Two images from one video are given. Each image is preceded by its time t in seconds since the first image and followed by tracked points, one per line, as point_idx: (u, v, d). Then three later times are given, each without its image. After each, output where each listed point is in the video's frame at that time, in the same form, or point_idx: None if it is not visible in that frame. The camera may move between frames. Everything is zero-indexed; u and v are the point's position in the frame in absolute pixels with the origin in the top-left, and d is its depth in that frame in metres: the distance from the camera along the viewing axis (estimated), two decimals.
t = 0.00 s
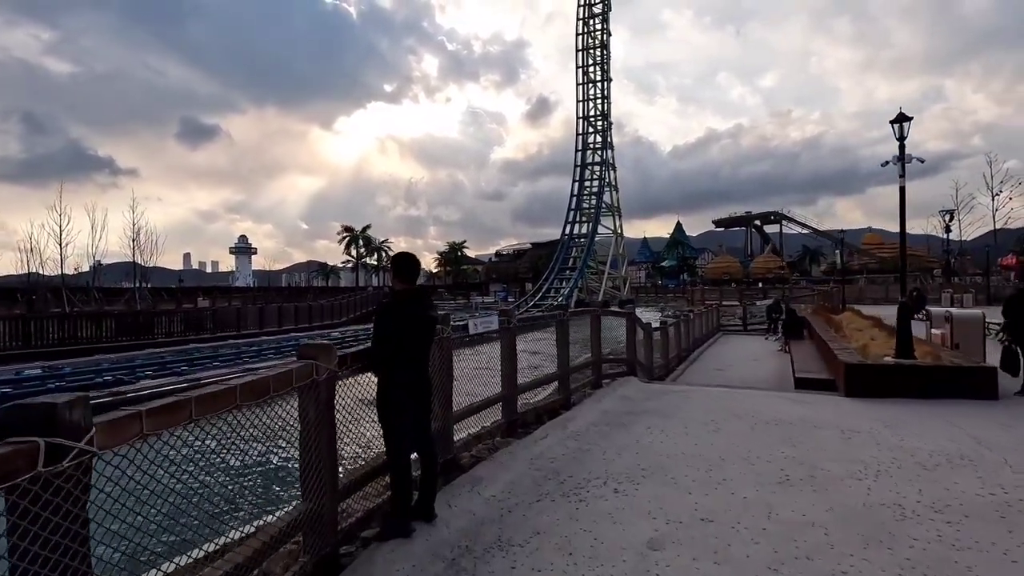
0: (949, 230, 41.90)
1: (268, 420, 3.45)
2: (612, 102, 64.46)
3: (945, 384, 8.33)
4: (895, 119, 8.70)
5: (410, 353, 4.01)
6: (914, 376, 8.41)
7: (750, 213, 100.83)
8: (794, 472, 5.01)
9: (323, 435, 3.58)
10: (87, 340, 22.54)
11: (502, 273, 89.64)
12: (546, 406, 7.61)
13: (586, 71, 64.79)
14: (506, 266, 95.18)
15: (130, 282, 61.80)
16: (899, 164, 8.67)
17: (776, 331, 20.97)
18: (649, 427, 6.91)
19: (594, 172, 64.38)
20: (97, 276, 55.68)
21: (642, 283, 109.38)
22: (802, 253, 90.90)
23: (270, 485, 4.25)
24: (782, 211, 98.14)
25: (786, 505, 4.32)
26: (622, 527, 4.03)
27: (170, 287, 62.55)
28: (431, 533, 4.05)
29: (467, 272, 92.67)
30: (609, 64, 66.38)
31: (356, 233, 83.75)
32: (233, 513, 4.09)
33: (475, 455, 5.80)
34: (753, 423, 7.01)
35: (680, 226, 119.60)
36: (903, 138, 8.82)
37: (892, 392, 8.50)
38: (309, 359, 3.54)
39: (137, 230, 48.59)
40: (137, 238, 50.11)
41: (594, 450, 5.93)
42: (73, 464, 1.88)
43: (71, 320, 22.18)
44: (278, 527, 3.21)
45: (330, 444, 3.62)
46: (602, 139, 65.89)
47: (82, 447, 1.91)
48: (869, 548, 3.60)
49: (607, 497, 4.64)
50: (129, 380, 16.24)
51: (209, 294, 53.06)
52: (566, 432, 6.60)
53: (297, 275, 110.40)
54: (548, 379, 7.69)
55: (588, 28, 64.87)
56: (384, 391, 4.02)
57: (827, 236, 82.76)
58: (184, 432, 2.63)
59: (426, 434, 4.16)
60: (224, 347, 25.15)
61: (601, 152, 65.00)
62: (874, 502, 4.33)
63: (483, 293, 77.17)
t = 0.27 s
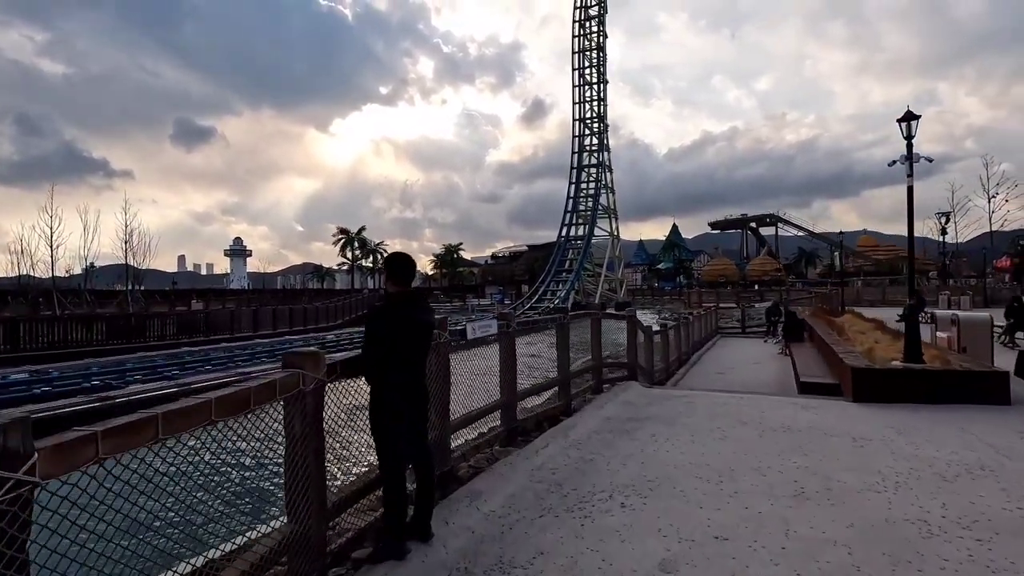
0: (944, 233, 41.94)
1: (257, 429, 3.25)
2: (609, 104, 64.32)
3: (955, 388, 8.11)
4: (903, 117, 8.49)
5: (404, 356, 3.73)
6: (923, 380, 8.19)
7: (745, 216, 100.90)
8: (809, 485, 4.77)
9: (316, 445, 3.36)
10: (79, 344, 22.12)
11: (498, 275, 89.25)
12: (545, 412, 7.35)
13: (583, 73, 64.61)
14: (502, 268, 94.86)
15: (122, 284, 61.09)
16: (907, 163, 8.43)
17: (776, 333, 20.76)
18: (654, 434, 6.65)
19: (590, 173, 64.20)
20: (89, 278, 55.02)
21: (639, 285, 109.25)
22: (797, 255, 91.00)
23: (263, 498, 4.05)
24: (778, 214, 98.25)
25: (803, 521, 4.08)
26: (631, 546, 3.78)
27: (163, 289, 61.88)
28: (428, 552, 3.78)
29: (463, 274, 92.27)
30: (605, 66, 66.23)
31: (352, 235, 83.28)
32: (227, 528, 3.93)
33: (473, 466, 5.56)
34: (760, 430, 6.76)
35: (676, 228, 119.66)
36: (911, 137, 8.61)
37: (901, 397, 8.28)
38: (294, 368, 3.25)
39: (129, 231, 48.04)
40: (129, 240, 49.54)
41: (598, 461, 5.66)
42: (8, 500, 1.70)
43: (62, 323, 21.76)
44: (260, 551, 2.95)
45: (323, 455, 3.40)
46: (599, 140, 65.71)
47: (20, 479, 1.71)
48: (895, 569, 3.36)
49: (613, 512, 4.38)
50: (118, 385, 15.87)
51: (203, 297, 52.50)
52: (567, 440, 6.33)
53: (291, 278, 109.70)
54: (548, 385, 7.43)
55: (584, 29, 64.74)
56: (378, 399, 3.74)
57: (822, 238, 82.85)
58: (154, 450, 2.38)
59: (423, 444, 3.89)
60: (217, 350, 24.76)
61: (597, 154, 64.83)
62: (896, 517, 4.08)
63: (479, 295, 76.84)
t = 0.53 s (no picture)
0: (940, 235, 42.05)
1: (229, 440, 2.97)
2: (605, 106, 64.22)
3: (964, 392, 7.89)
4: (909, 114, 8.29)
5: (392, 356, 3.45)
6: (931, 383, 7.97)
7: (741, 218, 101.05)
8: (823, 496, 4.52)
9: (300, 454, 3.10)
10: (69, 346, 21.72)
11: (494, 277, 88.92)
12: (543, 417, 7.09)
13: (579, 75, 64.50)
14: (498, 270, 94.57)
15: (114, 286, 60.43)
16: (913, 162, 8.24)
17: (774, 335, 20.57)
18: (656, 441, 6.39)
19: (586, 175, 64.06)
20: (81, 280, 54.39)
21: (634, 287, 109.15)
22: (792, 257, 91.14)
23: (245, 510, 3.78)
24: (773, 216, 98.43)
25: (819, 535, 3.83)
26: (638, 564, 3.50)
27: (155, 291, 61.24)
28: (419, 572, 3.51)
29: (459, 276, 91.91)
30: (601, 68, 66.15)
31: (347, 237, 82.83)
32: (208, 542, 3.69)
33: (468, 475, 5.30)
34: (767, 436, 6.50)
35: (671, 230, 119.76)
36: (917, 135, 8.41)
37: (908, 401, 8.05)
38: (271, 374, 2.96)
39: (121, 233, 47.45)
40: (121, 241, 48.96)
41: (599, 469, 5.40)
42: None
43: (51, 325, 21.36)
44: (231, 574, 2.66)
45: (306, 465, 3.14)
46: (595, 142, 65.59)
47: None
48: None
49: (616, 526, 4.11)
50: (107, 388, 15.53)
51: (196, 299, 51.95)
52: (566, 447, 6.06)
53: (286, 280, 109.02)
54: (546, 389, 7.16)
55: (580, 31, 64.68)
56: (365, 404, 3.45)
57: (818, 240, 83.01)
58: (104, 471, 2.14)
59: (414, 451, 3.60)
60: (209, 353, 24.38)
61: (594, 155, 64.70)
62: (919, 531, 3.85)
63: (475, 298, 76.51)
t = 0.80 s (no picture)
0: (936, 237, 42.06)
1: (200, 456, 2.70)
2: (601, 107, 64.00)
3: (975, 398, 7.67)
4: (917, 111, 8.08)
5: (381, 361, 3.18)
6: (940, 388, 7.76)
7: (737, 219, 101.15)
8: (839, 512, 4.28)
9: (279, 471, 2.83)
10: (59, 350, 21.35)
11: (490, 279, 88.50)
12: (542, 425, 6.85)
13: (575, 76, 64.25)
14: (494, 271, 94.28)
15: (106, 288, 59.74)
16: (922, 160, 8.03)
17: (773, 338, 20.35)
18: (660, 450, 6.12)
19: (583, 177, 63.85)
20: (73, 282, 53.74)
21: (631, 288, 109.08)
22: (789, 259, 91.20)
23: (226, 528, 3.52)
24: (769, 218, 98.55)
25: (838, 556, 3.59)
26: None
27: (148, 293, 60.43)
28: None
29: (455, 278, 91.55)
30: (598, 69, 65.95)
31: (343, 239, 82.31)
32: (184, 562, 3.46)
33: (464, 489, 5.03)
34: (775, 445, 6.25)
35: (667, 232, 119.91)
36: (925, 133, 8.20)
37: (917, 407, 7.83)
38: (247, 389, 2.69)
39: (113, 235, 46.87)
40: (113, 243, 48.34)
41: (601, 483, 5.12)
42: None
43: (40, 329, 20.96)
44: None
45: (287, 483, 2.87)
46: (592, 144, 65.39)
47: None
48: None
49: (622, 545, 3.86)
50: (95, 393, 15.17)
51: (189, 301, 51.36)
52: (566, 458, 5.79)
53: (281, 282, 108.51)
54: (544, 396, 6.89)
55: (577, 33, 64.50)
56: (352, 413, 3.17)
57: (814, 241, 83.03)
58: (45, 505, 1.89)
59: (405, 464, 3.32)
60: (202, 356, 24.00)
61: (590, 157, 64.50)
62: (945, 552, 3.61)
63: (471, 299, 76.19)
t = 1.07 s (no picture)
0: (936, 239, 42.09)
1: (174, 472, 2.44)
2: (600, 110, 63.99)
3: (990, 402, 7.45)
4: (928, 109, 7.91)
5: (374, 362, 2.94)
6: (954, 393, 7.54)
7: (735, 223, 101.19)
8: (863, 525, 4.04)
9: (265, 484, 2.60)
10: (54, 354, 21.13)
11: (488, 282, 88.03)
12: (544, 431, 6.61)
13: (574, 79, 64.26)
14: (493, 275, 94.13)
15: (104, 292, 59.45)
16: (933, 159, 7.84)
17: (775, 341, 20.14)
18: (668, 459, 5.87)
19: (582, 180, 63.78)
20: (69, 285, 53.42)
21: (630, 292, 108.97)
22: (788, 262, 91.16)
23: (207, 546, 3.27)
24: (767, 221, 98.58)
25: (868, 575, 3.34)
26: None
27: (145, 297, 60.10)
28: None
29: (454, 281, 91.32)
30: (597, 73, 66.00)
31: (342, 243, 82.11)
32: None
33: (464, 500, 4.77)
34: (787, 452, 6.00)
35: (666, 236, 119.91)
36: (936, 131, 8.02)
37: (930, 412, 7.60)
38: (226, 399, 2.44)
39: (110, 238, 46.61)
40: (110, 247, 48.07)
41: (609, 494, 4.87)
42: None
43: (35, 332, 20.73)
44: None
45: (271, 499, 2.62)
46: (591, 147, 65.36)
47: None
48: None
49: (634, 563, 3.60)
50: (87, 398, 14.90)
51: (187, 305, 51.07)
52: (570, 467, 5.52)
53: (279, 286, 108.20)
54: (547, 401, 6.64)
55: (576, 36, 64.59)
56: (343, 418, 2.92)
57: (813, 244, 83.00)
58: None
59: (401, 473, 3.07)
60: (199, 360, 23.76)
61: (589, 160, 64.46)
62: (981, 570, 3.38)
63: (470, 303, 75.97)
